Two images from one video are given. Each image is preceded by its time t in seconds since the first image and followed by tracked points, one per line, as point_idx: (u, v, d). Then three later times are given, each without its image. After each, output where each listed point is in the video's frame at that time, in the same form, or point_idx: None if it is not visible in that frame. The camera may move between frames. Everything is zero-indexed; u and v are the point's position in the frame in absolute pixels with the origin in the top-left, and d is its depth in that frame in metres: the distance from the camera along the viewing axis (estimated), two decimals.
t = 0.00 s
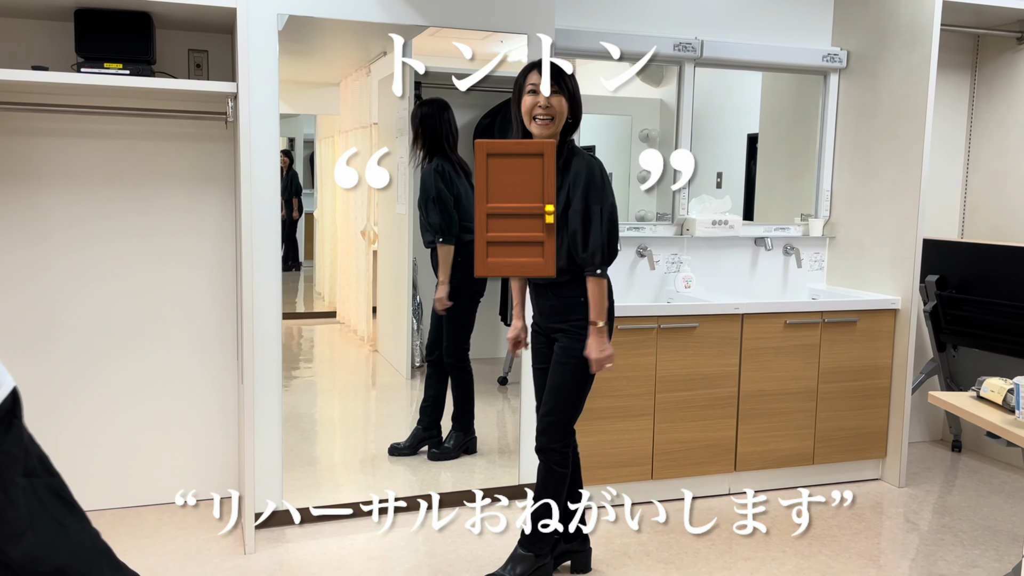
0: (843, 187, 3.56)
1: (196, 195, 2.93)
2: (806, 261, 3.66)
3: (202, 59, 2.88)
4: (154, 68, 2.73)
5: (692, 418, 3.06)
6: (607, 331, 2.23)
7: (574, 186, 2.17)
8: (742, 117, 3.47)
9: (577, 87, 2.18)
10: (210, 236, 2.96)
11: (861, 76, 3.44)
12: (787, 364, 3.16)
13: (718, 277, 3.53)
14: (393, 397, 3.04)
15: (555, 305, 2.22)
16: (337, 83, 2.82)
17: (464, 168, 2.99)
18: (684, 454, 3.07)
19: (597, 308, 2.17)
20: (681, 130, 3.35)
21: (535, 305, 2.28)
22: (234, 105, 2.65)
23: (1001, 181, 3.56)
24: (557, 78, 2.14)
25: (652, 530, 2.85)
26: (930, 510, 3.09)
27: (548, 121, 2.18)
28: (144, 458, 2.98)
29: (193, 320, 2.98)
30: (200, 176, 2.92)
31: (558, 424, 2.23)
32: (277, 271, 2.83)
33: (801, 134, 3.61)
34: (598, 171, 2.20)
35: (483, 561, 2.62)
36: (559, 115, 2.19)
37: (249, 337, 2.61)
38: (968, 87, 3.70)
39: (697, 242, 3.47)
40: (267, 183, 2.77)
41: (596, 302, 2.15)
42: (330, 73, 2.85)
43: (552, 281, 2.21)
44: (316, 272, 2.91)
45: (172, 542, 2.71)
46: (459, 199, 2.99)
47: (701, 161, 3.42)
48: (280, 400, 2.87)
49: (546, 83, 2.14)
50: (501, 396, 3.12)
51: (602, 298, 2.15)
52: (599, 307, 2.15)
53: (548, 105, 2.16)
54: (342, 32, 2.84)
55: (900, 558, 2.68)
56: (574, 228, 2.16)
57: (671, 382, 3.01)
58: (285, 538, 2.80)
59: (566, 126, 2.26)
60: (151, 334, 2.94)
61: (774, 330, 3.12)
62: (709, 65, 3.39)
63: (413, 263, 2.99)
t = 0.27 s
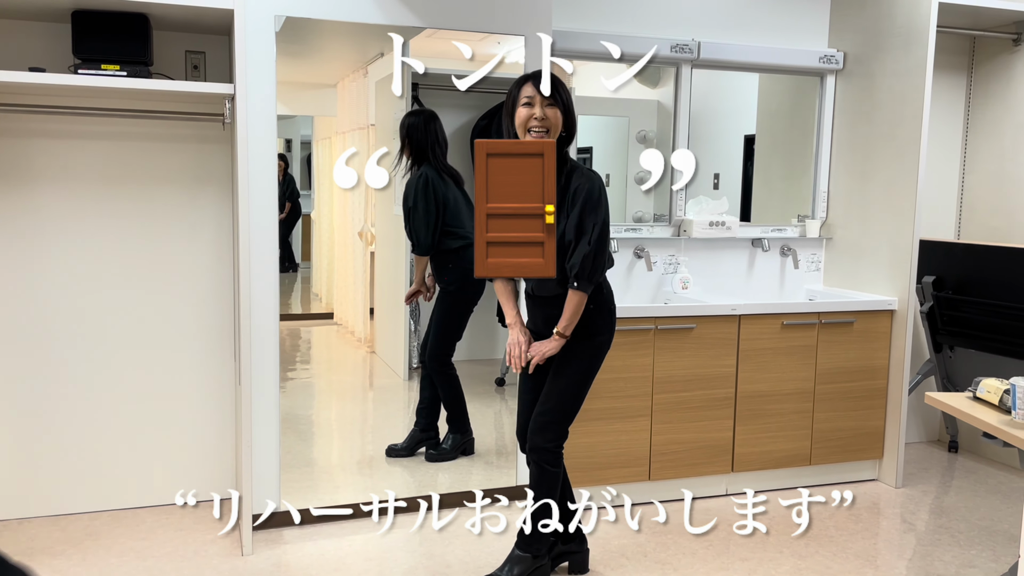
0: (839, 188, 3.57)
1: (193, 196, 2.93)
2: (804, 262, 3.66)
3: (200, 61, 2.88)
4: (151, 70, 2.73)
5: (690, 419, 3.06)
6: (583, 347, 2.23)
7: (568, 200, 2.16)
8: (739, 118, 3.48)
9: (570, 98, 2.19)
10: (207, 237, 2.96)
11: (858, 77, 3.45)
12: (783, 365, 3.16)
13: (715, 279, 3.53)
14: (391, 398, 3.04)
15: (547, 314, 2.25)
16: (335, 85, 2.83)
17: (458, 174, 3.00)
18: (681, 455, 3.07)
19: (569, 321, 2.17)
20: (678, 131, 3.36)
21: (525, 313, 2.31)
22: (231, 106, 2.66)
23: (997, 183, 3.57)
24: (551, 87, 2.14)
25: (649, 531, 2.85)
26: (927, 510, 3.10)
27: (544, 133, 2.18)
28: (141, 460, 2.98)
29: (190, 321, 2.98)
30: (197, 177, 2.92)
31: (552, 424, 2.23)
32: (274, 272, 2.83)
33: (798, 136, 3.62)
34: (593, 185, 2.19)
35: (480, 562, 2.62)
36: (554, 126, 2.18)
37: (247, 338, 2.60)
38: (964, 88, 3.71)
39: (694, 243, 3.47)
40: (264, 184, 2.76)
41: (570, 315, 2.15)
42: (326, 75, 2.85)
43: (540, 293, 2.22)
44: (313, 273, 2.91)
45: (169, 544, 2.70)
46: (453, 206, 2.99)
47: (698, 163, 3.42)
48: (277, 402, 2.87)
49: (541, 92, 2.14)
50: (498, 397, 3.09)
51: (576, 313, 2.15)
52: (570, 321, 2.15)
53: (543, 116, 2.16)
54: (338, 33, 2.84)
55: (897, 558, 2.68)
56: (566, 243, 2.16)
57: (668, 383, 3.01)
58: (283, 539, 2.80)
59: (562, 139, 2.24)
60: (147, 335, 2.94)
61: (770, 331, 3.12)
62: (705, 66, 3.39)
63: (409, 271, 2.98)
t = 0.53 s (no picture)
0: (832, 188, 3.58)
1: (186, 195, 2.92)
2: (797, 261, 3.67)
3: (193, 60, 2.87)
4: (144, 69, 2.72)
5: (683, 418, 3.07)
6: (587, 349, 2.25)
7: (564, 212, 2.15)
8: (733, 118, 3.49)
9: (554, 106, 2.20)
10: (200, 236, 2.95)
11: (851, 77, 3.46)
12: (777, 364, 3.17)
13: (709, 278, 3.54)
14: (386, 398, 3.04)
15: (548, 321, 2.24)
16: (329, 84, 2.82)
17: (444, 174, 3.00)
18: (675, 454, 3.08)
19: (575, 323, 2.18)
20: (672, 131, 3.37)
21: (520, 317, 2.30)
22: (224, 105, 2.66)
23: (989, 182, 3.58)
24: (536, 97, 2.15)
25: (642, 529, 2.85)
26: (919, 509, 3.11)
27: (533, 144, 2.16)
28: (134, 460, 2.97)
29: (183, 320, 2.97)
30: (190, 176, 2.92)
31: (550, 420, 2.23)
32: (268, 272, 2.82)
33: (791, 135, 3.63)
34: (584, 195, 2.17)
35: (474, 561, 2.62)
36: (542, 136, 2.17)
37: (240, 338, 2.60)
38: (956, 88, 3.72)
39: (688, 242, 3.47)
40: (257, 183, 2.76)
41: (575, 318, 2.17)
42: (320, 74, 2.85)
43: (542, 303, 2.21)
44: (308, 273, 2.90)
45: (162, 543, 2.70)
46: (438, 207, 3.00)
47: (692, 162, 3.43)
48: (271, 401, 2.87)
49: (527, 103, 2.14)
50: (493, 397, 3.11)
51: (583, 316, 2.17)
52: (576, 324, 2.17)
53: (531, 127, 2.15)
54: (331, 33, 2.83)
55: (889, 557, 2.69)
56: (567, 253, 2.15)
57: (661, 382, 3.02)
58: (276, 539, 2.79)
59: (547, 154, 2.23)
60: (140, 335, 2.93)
61: (764, 330, 3.13)
62: (699, 66, 3.40)
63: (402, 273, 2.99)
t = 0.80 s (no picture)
0: (822, 187, 3.60)
1: (176, 194, 2.91)
2: (788, 260, 3.69)
3: (183, 59, 2.87)
4: (134, 67, 2.71)
5: (675, 417, 3.08)
6: (571, 340, 2.24)
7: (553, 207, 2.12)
8: (724, 117, 3.50)
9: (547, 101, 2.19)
10: (191, 235, 2.94)
11: (841, 77, 3.48)
12: (768, 362, 3.18)
13: (700, 277, 3.55)
14: (377, 398, 3.03)
15: (532, 314, 2.23)
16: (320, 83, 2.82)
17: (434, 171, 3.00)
18: (667, 452, 3.08)
19: (559, 316, 2.18)
20: (664, 130, 3.38)
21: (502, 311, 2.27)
22: (214, 104, 2.65)
23: (978, 181, 3.60)
24: (531, 89, 2.15)
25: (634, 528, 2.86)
26: (909, 506, 3.13)
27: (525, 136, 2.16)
28: (126, 460, 2.96)
29: (174, 320, 2.97)
30: (181, 175, 2.91)
31: (539, 419, 2.23)
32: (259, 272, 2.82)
33: (782, 135, 3.64)
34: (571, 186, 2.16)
35: (466, 559, 2.63)
36: (534, 128, 2.17)
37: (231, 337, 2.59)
38: (946, 88, 3.74)
39: (679, 241, 3.48)
40: (249, 182, 2.75)
41: (558, 310, 2.17)
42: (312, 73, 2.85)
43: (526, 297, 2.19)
44: (299, 273, 2.88)
45: (153, 543, 2.69)
46: (424, 203, 2.99)
47: (683, 162, 3.44)
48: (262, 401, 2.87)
49: (521, 95, 2.14)
50: (484, 395, 3.11)
51: (566, 307, 2.17)
52: (559, 316, 2.17)
53: (525, 119, 2.15)
54: (322, 32, 2.83)
55: (879, 554, 2.70)
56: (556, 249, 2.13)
57: (653, 381, 3.03)
58: (268, 538, 2.79)
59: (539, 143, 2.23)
60: (130, 335, 2.92)
61: (754, 328, 3.14)
62: (690, 65, 3.41)
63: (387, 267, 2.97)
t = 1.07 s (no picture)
0: (813, 187, 3.61)
1: (167, 193, 2.90)
2: (779, 260, 3.70)
3: (174, 58, 2.85)
4: (124, 66, 2.70)
5: (667, 416, 3.08)
6: (541, 338, 2.20)
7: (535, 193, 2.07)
8: (716, 117, 3.50)
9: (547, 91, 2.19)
10: (181, 235, 2.93)
11: (832, 77, 3.49)
12: (759, 362, 3.19)
13: (691, 277, 3.56)
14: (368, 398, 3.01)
15: (506, 305, 2.17)
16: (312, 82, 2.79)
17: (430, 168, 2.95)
18: (658, 452, 3.09)
19: (534, 307, 2.14)
20: (655, 131, 3.39)
21: (479, 298, 2.23)
22: (205, 104, 2.64)
23: (968, 181, 3.62)
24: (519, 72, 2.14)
25: (626, 527, 2.87)
26: (899, 505, 3.14)
27: (509, 118, 2.16)
28: (117, 461, 2.95)
29: (164, 320, 2.95)
30: (171, 175, 2.89)
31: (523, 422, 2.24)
32: (250, 271, 2.82)
33: (774, 135, 3.65)
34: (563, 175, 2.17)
35: (458, 560, 2.62)
36: (518, 112, 2.16)
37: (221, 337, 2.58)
38: (936, 88, 3.76)
39: (671, 241, 3.49)
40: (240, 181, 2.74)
41: (532, 301, 2.13)
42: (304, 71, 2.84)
43: (501, 282, 2.15)
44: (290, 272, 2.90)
45: (144, 544, 2.68)
46: (417, 199, 2.95)
47: (676, 163, 3.45)
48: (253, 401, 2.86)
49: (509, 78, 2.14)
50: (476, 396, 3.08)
51: (540, 299, 2.13)
52: (533, 307, 2.13)
53: (509, 102, 2.15)
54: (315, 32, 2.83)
55: (870, 553, 2.72)
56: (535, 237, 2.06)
57: (645, 381, 3.03)
58: (259, 539, 2.78)
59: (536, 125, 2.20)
60: (120, 335, 2.91)
61: (746, 328, 3.15)
62: (682, 66, 3.41)
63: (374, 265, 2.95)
